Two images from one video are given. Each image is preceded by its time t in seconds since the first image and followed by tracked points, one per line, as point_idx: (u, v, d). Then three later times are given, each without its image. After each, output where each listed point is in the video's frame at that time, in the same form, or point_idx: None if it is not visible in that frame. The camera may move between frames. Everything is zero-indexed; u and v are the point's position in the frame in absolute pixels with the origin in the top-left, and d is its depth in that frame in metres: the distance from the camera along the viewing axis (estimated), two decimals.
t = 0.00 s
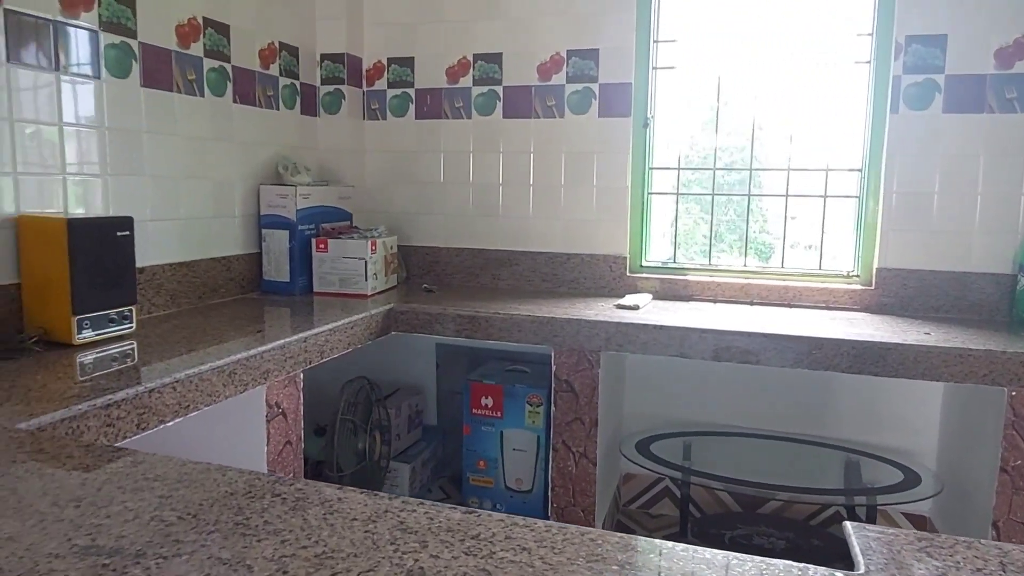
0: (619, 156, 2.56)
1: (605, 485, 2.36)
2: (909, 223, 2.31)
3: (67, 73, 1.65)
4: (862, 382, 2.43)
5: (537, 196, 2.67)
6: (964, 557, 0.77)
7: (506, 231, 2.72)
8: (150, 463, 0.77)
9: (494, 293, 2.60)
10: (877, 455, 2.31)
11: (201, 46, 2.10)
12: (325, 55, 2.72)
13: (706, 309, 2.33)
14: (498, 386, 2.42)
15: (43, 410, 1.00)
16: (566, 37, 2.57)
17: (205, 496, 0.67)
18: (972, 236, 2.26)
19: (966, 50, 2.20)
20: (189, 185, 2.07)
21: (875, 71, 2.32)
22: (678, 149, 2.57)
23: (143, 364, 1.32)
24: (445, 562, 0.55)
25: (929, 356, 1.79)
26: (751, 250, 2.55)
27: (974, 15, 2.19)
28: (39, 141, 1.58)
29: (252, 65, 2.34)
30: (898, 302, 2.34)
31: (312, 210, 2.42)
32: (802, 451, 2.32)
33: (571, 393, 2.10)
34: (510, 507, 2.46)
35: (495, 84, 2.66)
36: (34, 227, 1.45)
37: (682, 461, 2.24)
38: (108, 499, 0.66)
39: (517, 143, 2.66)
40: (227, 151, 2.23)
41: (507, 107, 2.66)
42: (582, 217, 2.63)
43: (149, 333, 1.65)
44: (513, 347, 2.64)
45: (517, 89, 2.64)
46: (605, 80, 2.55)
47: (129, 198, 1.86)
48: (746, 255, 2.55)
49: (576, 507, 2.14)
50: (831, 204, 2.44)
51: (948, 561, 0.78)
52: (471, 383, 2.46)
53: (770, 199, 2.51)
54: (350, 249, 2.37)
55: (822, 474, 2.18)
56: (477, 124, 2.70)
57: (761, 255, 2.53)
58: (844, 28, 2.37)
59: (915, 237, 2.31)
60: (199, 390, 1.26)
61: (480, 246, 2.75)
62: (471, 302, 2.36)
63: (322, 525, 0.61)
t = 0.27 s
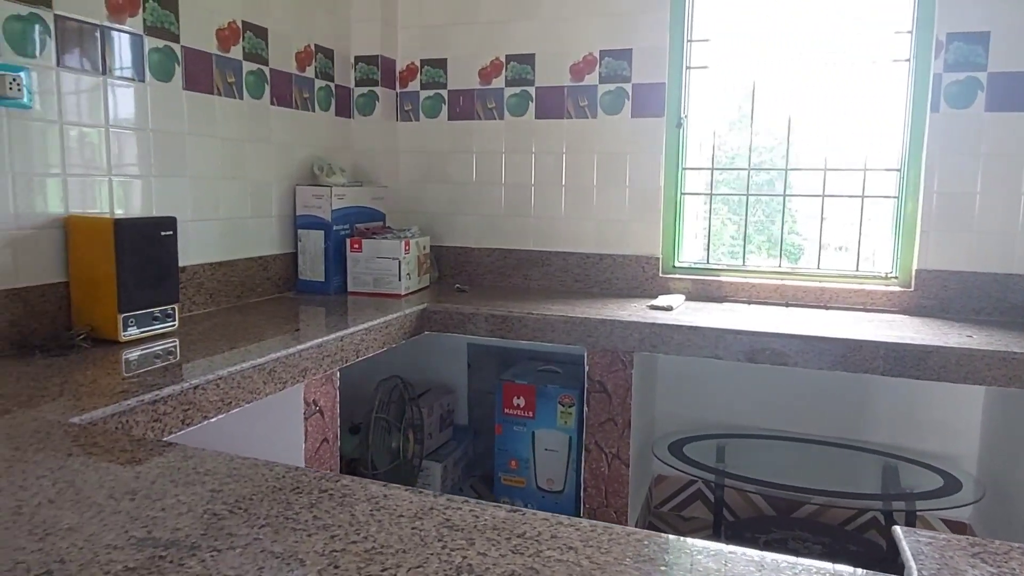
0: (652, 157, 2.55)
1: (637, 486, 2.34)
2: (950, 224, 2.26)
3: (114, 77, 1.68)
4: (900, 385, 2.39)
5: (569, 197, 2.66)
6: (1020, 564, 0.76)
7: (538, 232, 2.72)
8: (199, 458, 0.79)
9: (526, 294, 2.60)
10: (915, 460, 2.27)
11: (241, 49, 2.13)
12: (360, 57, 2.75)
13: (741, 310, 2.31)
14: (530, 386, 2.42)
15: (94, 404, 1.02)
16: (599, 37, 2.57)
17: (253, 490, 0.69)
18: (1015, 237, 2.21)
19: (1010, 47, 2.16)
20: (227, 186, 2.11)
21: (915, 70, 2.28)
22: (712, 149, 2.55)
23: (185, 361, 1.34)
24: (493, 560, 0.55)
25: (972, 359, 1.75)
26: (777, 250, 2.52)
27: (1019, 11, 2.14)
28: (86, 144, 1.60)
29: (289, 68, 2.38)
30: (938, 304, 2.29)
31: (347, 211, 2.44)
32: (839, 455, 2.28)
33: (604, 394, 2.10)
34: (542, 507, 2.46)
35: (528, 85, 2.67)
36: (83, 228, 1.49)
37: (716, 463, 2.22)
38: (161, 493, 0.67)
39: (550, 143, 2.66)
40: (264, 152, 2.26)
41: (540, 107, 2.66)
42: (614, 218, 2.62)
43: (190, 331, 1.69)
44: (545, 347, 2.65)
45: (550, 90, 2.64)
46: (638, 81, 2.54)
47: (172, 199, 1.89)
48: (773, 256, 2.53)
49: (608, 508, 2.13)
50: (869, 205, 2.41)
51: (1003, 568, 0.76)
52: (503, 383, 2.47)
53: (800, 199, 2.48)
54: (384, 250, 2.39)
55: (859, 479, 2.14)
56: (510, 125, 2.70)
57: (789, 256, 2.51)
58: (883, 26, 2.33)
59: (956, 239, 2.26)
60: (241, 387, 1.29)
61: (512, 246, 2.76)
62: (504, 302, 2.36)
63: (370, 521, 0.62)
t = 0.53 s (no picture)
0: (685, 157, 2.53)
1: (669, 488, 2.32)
2: (992, 226, 2.21)
3: (157, 80, 1.71)
4: (938, 390, 2.35)
5: (601, 197, 2.66)
6: None
7: (570, 232, 2.71)
8: (244, 454, 0.80)
9: (558, 294, 2.60)
10: (954, 467, 2.22)
11: (278, 52, 2.16)
12: (394, 58, 2.77)
13: (776, 312, 2.28)
14: (561, 387, 2.42)
15: (141, 400, 1.05)
16: (632, 37, 2.56)
17: (299, 487, 0.70)
18: None
19: None
20: (264, 187, 2.14)
21: (957, 69, 2.24)
22: (746, 150, 2.52)
23: (225, 358, 1.37)
24: (538, 559, 0.56)
25: (1015, 364, 1.72)
26: (806, 251, 2.50)
27: None
28: (131, 146, 1.63)
29: (324, 70, 2.41)
30: (979, 308, 2.24)
31: (380, 212, 2.47)
32: (875, 460, 2.25)
33: (636, 395, 2.09)
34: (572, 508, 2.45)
35: (560, 86, 2.67)
36: (127, 228, 1.52)
37: (749, 466, 2.20)
38: (210, 488, 0.68)
39: (582, 144, 2.66)
40: (299, 153, 2.29)
41: (573, 108, 2.66)
42: (647, 219, 2.60)
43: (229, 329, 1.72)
44: (576, 348, 2.64)
45: (583, 90, 2.64)
46: (672, 81, 2.52)
47: (212, 200, 1.93)
48: (801, 257, 2.50)
49: (639, 510, 2.12)
50: (908, 206, 2.36)
51: None
52: (534, 383, 2.47)
53: (831, 199, 2.46)
54: (417, 250, 2.40)
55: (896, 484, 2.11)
56: (541, 126, 2.70)
57: (817, 257, 2.48)
58: (923, 24, 2.29)
59: (998, 241, 2.21)
60: (281, 385, 1.31)
61: (543, 247, 2.75)
62: (535, 303, 2.36)
63: (414, 519, 0.63)
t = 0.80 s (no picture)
0: (717, 157, 2.51)
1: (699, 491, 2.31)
2: None
3: (197, 82, 1.74)
4: (977, 395, 2.29)
5: (631, 197, 2.64)
6: None
7: (600, 233, 2.70)
8: (283, 450, 0.81)
9: (588, 294, 2.59)
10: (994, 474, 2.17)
11: (312, 53, 2.19)
12: (425, 59, 2.79)
13: (809, 314, 2.25)
14: (591, 388, 2.41)
15: (181, 395, 1.07)
16: (664, 36, 2.55)
17: (337, 482, 0.70)
18: None
19: None
20: (298, 186, 2.16)
21: (998, 67, 2.19)
22: (779, 150, 2.50)
23: (260, 355, 1.39)
24: (578, 559, 0.56)
25: None
26: (835, 253, 2.46)
27: None
28: (170, 146, 1.66)
29: (357, 71, 2.43)
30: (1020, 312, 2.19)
31: (411, 211, 2.48)
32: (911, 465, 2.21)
33: (667, 397, 2.08)
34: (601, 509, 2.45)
35: (590, 86, 2.66)
36: (167, 227, 1.55)
37: (781, 470, 2.17)
38: (251, 483, 0.69)
39: (613, 144, 2.65)
40: (332, 154, 2.32)
41: (603, 109, 2.65)
42: (677, 219, 2.58)
43: (264, 327, 1.74)
44: (606, 349, 2.63)
45: (614, 90, 2.63)
46: (704, 80, 2.50)
47: (248, 200, 1.95)
48: (831, 259, 2.47)
49: (670, 512, 2.11)
50: (946, 207, 2.32)
51: None
52: (563, 384, 2.46)
53: (863, 199, 2.41)
54: (447, 249, 2.41)
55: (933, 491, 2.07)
56: (572, 126, 2.70)
57: (847, 258, 2.44)
58: (962, 21, 2.24)
59: None
60: (315, 382, 1.32)
61: (572, 247, 2.75)
62: (565, 303, 2.36)
63: (453, 516, 0.63)
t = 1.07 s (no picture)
0: (750, 158, 2.48)
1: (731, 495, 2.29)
2: None
3: (235, 85, 1.77)
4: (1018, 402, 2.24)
5: (663, 198, 2.62)
6: None
7: (630, 234, 2.69)
8: (323, 448, 0.82)
9: (618, 296, 2.58)
10: None
11: (347, 56, 2.21)
12: (456, 60, 2.80)
13: (844, 318, 2.22)
14: (621, 389, 2.40)
15: (222, 393, 1.09)
16: (696, 36, 2.53)
17: (377, 480, 0.71)
18: None
19: None
20: (332, 187, 2.19)
21: None
22: (813, 151, 2.46)
23: (296, 354, 1.40)
24: (619, 561, 0.56)
25: None
26: (866, 255, 2.43)
27: None
28: (210, 148, 1.69)
29: (390, 73, 2.45)
30: None
31: (442, 212, 2.50)
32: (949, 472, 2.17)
33: (699, 399, 2.06)
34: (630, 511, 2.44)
35: (622, 87, 2.65)
36: (206, 228, 1.58)
37: (815, 475, 2.14)
38: (293, 480, 0.70)
39: (644, 145, 2.63)
40: (365, 155, 2.34)
41: (635, 109, 2.64)
42: (709, 220, 2.56)
43: (299, 326, 1.76)
44: (636, 350, 2.62)
45: (646, 92, 2.62)
46: (737, 80, 2.48)
47: (284, 200, 1.98)
48: (863, 261, 2.43)
49: (701, 515, 2.10)
50: (986, 208, 2.27)
51: None
52: (594, 385, 2.46)
53: (897, 200, 2.37)
54: (478, 250, 2.42)
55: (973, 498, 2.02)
56: (602, 127, 2.69)
57: (880, 261, 2.41)
58: (1004, 19, 2.20)
59: None
60: (350, 381, 1.34)
61: (603, 248, 2.74)
62: (596, 304, 2.36)
63: (493, 515, 0.63)
